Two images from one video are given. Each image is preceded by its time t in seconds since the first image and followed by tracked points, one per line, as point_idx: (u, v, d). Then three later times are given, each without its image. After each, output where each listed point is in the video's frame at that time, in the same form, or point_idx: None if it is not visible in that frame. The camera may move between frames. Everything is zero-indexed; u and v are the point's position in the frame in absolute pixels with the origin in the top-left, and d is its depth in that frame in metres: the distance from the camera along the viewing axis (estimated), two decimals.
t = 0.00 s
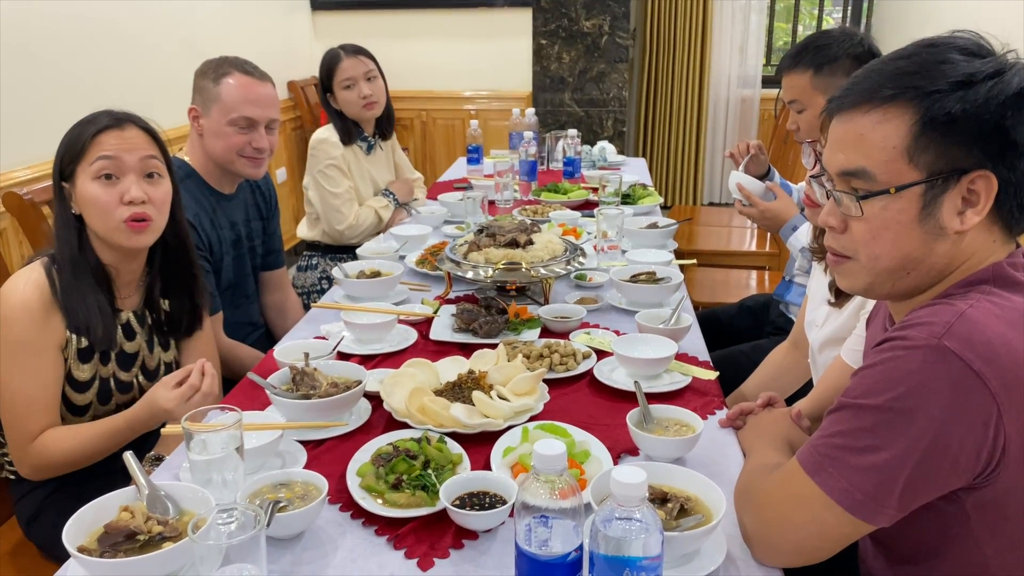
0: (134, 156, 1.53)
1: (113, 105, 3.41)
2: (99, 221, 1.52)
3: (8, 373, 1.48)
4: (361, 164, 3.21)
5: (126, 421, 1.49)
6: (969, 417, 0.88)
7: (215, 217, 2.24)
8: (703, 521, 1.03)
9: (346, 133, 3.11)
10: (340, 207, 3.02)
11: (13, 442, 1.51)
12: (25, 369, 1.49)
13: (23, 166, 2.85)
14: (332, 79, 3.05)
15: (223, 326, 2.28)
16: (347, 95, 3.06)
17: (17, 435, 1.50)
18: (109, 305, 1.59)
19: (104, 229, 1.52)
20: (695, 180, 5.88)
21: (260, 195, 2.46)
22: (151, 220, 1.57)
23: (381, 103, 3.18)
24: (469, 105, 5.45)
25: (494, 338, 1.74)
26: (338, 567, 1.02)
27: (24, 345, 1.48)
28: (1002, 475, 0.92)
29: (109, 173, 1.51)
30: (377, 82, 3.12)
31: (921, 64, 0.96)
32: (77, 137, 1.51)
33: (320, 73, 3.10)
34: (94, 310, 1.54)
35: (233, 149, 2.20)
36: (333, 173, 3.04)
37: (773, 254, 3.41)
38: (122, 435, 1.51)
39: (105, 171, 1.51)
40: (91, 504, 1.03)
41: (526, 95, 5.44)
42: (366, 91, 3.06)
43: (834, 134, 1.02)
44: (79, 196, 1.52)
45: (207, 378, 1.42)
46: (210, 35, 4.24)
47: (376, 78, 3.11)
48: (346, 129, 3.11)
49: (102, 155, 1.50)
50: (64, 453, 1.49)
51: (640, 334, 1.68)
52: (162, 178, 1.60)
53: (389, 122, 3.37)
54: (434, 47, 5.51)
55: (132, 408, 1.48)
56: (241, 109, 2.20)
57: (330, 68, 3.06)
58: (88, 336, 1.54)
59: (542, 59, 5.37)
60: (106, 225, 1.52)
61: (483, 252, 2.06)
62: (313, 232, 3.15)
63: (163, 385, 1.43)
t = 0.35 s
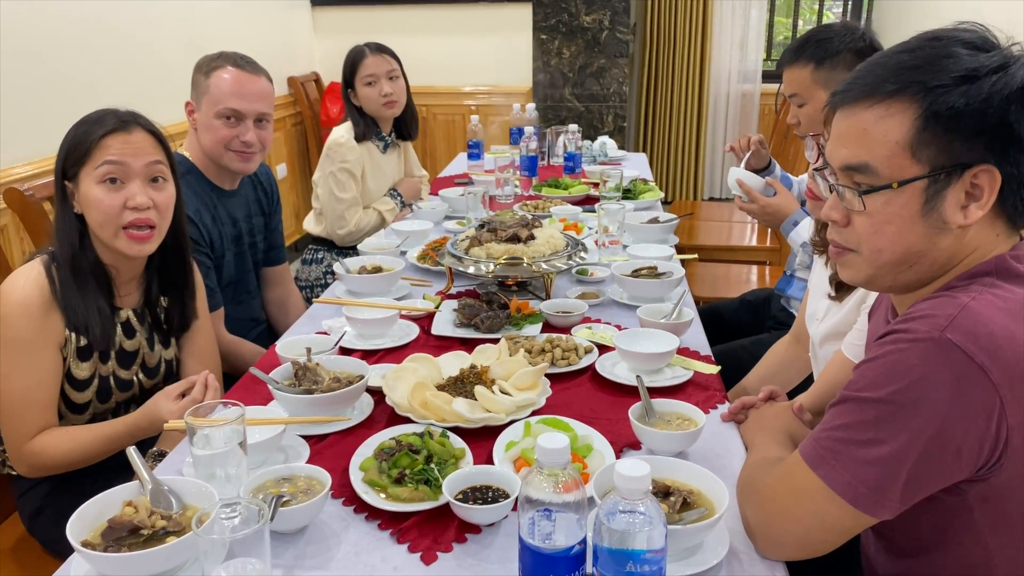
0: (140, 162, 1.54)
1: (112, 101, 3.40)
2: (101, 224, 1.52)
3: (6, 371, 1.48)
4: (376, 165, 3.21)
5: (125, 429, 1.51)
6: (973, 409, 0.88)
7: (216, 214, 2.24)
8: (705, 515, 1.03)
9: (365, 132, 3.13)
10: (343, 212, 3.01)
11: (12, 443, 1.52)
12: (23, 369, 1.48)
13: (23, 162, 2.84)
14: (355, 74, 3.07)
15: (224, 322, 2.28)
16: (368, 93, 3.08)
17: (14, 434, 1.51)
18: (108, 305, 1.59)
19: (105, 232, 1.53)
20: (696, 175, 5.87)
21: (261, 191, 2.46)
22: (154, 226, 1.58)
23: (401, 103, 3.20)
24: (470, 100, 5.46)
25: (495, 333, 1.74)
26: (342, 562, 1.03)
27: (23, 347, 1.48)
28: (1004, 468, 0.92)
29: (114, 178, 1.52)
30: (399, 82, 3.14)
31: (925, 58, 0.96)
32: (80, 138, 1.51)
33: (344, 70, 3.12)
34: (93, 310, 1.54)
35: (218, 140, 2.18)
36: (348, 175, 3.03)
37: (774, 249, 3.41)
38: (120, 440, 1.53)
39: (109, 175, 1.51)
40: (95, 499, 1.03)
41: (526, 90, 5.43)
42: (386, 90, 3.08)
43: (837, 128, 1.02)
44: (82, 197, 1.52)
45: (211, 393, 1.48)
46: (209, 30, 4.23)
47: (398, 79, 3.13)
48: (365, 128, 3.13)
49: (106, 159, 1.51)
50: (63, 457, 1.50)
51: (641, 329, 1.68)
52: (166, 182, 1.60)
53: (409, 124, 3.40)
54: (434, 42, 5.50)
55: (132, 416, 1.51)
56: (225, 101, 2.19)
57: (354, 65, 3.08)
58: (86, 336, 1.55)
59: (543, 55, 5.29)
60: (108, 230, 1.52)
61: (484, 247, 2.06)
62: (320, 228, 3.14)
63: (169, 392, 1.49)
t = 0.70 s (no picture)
0: (155, 166, 1.54)
1: (113, 98, 3.40)
2: (115, 225, 1.53)
3: (17, 354, 1.48)
4: (377, 163, 3.21)
5: (117, 327, 1.44)
6: (975, 406, 0.88)
7: (216, 211, 2.24)
8: (708, 511, 1.03)
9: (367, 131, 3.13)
10: (345, 210, 3.01)
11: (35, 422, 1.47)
12: (30, 347, 1.47)
13: (23, 159, 2.85)
14: (361, 73, 3.07)
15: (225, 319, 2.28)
16: (372, 92, 3.08)
17: (35, 405, 1.46)
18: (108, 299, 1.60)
19: (115, 235, 1.55)
20: (695, 173, 5.88)
21: (261, 188, 2.46)
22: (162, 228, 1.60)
23: (405, 104, 3.20)
24: (470, 98, 5.46)
25: (497, 330, 1.75)
26: (346, 558, 1.03)
27: (23, 322, 1.48)
28: (1006, 465, 0.93)
29: (128, 181, 1.52)
30: (404, 83, 3.15)
31: (927, 57, 0.96)
32: (99, 135, 1.50)
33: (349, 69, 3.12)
34: (90, 296, 1.56)
35: (227, 142, 2.18)
36: (349, 172, 3.04)
37: (774, 247, 3.42)
38: (125, 348, 1.46)
39: (125, 178, 1.51)
40: (99, 496, 1.03)
41: (526, 87, 5.43)
42: (392, 91, 3.08)
43: (839, 126, 1.02)
44: (92, 195, 1.52)
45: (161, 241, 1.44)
46: (209, 27, 4.22)
47: (404, 80, 3.14)
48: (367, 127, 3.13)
49: (124, 162, 1.51)
50: (82, 392, 1.44)
51: (643, 326, 1.69)
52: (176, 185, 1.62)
53: (411, 125, 3.38)
54: (435, 39, 5.50)
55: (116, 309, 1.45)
56: (234, 103, 2.20)
57: (359, 65, 3.07)
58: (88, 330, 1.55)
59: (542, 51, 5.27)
60: (119, 231, 1.54)
61: (486, 245, 2.06)
62: (319, 224, 3.14)
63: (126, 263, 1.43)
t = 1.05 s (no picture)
0: (159, 157, 1.54)
1: (113, 96, 3.40)
2: (123, 220, 1.53)
3: (26, 356, 1.47)
4: (377, 162, 3.22)
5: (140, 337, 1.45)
6: (974, 405, 0.89)
7: (213, 212, 2.25)
8: (708, 509, 1.04)
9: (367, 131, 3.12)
10: (345, 209, 3.01)
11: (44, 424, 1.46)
12: (41, 347, 1.46)
13: (23, 157, 2.85)
14: (363, 73, 3.07)
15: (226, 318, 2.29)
16: (374, 93, 3.08)
17: (47, 409, 1.44)
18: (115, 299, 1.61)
19: (126, 227, 1.54)
20: (695, 172, 5.88)
21: (258, 187, 2.46)
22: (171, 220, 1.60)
23: (406, 105, 3.21)
24: (469, 96, 5.45)
25: (497, 329, 1.75)
26: (348, 555, 1.03)
27: (32, 322, 1.47)
28: (1005, 463, 0.93)
29: (134, 173, 1.52)
30: (406, 84, 3.15)
31: (926, 58, 0.96)
32: (99, 133, 1.50)
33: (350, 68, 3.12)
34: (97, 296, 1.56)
35: (237, 151, 2.19)
36: (349, 172, 3.04)
37: (773, 247, 3.43)
38: (146, 364, 1.48)
39: (130, 170, 1.52)
40: (103, 491, 1.04)
41: (525, 86, 5.43)
42: (393, 92, 3.08)
43: (839, 126, 1.03)
44: (98, 191, 1.52)
45: (196, 270, 1.49)
46: (209, 26, 4.23)
47: (406, 81, 3.14)
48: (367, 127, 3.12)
49: (128, 155, 1.51)
50: (100, 398, 1.44)
51: (643, 325, 1.69)
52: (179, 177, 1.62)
53: (411, 125, 3.38)
54: (434, 38, 5.50)
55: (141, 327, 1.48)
56: (242, 111, 2.18)
57: (361, 65, 3.07)
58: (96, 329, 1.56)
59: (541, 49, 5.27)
60: (129, 224, 1.53)
61: (486, 244, 2.07)
62: (319, 223, 3.14)
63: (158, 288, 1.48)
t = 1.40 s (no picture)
0: (160, 143, 1.59)
1: (112, 95, 3.40)
2: (137, 207, 1.54)
3: (24, 361, 1.47)
4: (376, 161, 3.22)
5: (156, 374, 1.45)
6: (973, 404, 0.90)
7: (211, 212, 2.25)
8: (708, 508, 1.04)
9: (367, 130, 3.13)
10: (344, 208, 3.01)
11: (36, 428, 1.47)
12: (39, 356, 1.47)
13: (21, 156, 2.84)
14: (364, 73, 3.07)
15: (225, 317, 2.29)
16: (374, 92, 3.09)
17: (43, 416, 1.46)
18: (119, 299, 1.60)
19: (140, 215, 1.55)
20: (694, 172, 5.88)
21: (258, 186, 2.46)
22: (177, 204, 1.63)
23: (406, 105, 3.21)
24: (468, 96, 5.45)
25: (498, 328, 1.76)
26: (350, 552, 1.04)
27: (32, 329, 1.47)
28: (1003, 462, 0.94)
29: (139, 160, 1.55)
30: (406, 84, 3.15)
31: (928, 59, 0.97)
32: (91, 136, 1.52)
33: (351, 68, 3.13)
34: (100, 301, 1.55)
35: (238, 154, 2.20)
36: (348, 172, 3.04)
37: (771, 247, 3.43)
38: (149, 403, 1.48)
39: (135, 158, 1.54)
40: (104, 489, 1.04)
41: (524, 86, 5.43)
42: (393, 92, 3.09)
43: (841, 127, 1.03)
44: (106, 183, 1.52)
45: (226, 341, 1.43)
46: (209, 25, 4.23)
47: (406, 81, 3.14)
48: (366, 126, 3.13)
49: (131, 142, 1.54)
50: (93, 429, 1.45)
51: (642, 325, 1.70)
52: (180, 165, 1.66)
53: (411, 124, 3.38)
54: (434, 37, 5.51)
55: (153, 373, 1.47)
56: (243, 115, 2.17)
57: (362, 65, 3.08)
58: (97, 330, 1.55)
59: (541, 50, 5.32)
60: (144, 210, 1.55)
61: (486, 243, 2.07)
62: (318, 223, 3.14)
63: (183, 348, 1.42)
